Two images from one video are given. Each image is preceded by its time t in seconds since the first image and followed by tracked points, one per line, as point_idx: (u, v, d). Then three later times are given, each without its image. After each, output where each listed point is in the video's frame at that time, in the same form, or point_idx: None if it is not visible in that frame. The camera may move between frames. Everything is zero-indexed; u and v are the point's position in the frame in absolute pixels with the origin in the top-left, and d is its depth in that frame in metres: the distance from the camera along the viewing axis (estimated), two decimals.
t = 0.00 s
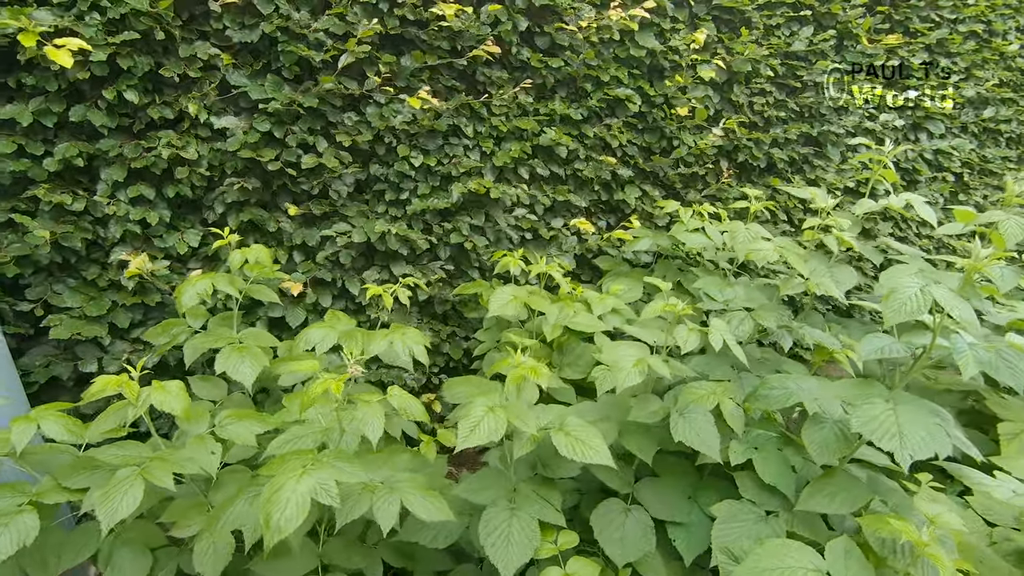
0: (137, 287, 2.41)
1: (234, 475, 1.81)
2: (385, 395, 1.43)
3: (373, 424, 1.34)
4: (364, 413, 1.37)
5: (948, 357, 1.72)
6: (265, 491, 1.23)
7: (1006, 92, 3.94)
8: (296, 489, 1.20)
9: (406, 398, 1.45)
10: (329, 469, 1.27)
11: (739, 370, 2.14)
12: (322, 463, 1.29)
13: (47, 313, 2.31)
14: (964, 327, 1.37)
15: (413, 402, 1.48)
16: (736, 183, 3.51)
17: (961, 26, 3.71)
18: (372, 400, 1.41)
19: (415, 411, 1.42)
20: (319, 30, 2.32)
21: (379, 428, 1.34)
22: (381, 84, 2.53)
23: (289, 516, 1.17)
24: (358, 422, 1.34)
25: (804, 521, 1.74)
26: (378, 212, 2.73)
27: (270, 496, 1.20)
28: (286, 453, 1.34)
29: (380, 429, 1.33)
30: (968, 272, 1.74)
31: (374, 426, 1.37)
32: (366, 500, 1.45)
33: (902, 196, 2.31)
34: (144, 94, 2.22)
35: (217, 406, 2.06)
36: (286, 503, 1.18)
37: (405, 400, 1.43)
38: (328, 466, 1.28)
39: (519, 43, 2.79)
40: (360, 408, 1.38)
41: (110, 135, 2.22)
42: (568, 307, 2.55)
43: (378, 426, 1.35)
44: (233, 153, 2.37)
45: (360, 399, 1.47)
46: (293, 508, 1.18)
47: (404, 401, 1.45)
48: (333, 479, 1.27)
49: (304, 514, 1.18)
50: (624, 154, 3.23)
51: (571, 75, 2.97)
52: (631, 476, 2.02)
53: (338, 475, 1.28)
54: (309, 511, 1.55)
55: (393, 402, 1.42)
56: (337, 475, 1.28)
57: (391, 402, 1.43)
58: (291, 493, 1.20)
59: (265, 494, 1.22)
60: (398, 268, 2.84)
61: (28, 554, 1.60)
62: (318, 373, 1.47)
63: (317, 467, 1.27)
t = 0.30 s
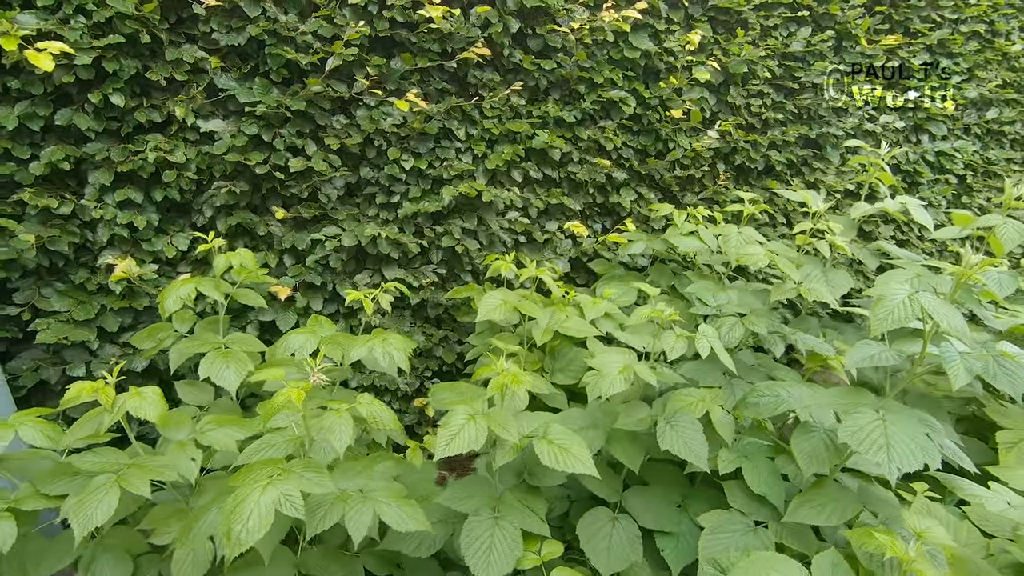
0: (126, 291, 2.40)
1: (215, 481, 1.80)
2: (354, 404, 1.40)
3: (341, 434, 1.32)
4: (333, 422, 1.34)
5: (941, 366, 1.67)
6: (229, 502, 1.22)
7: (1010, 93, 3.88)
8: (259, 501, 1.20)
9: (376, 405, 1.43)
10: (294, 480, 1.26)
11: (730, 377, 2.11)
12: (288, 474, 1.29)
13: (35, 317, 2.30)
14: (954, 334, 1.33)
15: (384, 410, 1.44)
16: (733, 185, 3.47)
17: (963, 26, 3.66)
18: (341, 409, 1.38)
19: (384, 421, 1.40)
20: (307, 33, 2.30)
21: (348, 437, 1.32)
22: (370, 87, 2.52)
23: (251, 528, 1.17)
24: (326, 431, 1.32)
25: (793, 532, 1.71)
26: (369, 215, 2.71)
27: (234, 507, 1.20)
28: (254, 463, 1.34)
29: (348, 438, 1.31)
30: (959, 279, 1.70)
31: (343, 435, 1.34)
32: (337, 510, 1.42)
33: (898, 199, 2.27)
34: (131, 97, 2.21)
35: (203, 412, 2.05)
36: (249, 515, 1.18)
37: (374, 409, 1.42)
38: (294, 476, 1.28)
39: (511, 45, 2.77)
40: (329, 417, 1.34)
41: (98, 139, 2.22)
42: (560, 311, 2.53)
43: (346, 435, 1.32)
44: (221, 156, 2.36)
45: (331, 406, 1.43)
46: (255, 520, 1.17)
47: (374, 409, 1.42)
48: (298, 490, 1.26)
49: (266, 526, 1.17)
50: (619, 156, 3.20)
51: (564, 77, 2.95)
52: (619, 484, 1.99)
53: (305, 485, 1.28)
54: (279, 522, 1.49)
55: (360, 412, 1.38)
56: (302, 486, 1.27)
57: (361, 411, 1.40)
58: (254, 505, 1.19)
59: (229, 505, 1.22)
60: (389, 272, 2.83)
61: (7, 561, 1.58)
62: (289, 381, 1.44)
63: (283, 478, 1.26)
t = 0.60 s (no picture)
0: (117, 291, 2.38)
1: (202, 483, 1.76)
2: (341, 405, 1.35)
3: (327, 436, 1.27)
4: (319, 423, 1.29)
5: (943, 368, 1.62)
6: (211, 505, 1.17)
7: (1016, 91, 3.82)
8: (242, 504, 1.15)
9: (364, 406, 1.36)
10: (279, 482, 1.21)
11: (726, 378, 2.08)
12: (273, 476, 1.24)
13: (24, 317, 2.27)
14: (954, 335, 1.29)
15: (371, 411, 1.39)
16: (733, 185, 3.43)
17: (966, 24, 3.61)
18: (328, 411, 1.33)
19: (373, 422, 1.34)
20: (298, 30, 2.28)
21: (333, 440, 1.27)
22: (363, 84, 2.49)
23: (233, 532, 1.12)
24: (311, 433, 1.27)
25: (790, 538, 1.67)
26: (363, 215, 2.69)
27: (215, 510, 1.15)
28: (238, 465, 1.29)
29: (334, 440, 1.26)
30: (961, 279, 1.65)
31: (329, 437, 1.29)
32: (323, 514, 1.38)
33: (899, 198, 2.22)
34: (121, 95, 2.19)
35: (192, 413, 2.02)
36: (230, 519, 1.13)
37: (362, 410, 1.35)
38: (279, 479, 1.23)
39: (506, 43, 2.74)
40: (315, 419, 1.29)
41: (87, 137, 2.19)
42: (556, 312, 2.49)
43: (333, 437, 1.27)
44: (212, 155, 2.33)
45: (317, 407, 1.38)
46: (237, 524, 1.12)
47: (361, 410, 1.36)
48: (284, 492, 1.21)
49: (248, 531, 1.12)
50: (617, 156, 3.16)
51: (561, 75, 2.91)
52: (615, 487, 1.96)
53: (290, 488, 1.22)
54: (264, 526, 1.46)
55: (347, 413, 1.32)
56: (288, 488, 1.22)
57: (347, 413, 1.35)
58: (237, 508, 1.14)
59: (210, 509, 1.17)
60: (384, 272, 2.80)
61: None
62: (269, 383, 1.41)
63: (267, 480, 1.21)
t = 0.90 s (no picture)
0: (104, 294, 2.33)
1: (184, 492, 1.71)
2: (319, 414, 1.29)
3: (304, 447, 1.21)
4: (295, 434, 1.24)
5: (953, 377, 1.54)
6: (179, 520, 1.12)
7: None
8: (211, 519, 1.10)
9: (342, 415, 1.30)
10: (252, 496, 1.16)
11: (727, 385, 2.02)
12: (247, 489, 1.18)
13: (10, 320, 2.23)
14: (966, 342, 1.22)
15: (350, 420, 1.33)
16: (736, 185, 3.36)
17: (975, 21, 3.53)
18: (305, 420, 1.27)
19: (352, 432, 1.28)
20: (288, 27, 2.23)
21: (310, 451, 1.21)
22: (356, 83, 2.44)
23: (201, 549, 1.07)
24: (286, 444, 1.21)
25: (792, 553, 1.60)
26: (356, 216, 2.63)
27: (183, 525, 1.10)
28: (212, 477, 1.23)
29: (310, 451, 1.20)
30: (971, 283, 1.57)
31: (305, 449, 1.23)
32: (301, 527, 1.32)
33: (907, 198, 2.13)
34: (108, 94, 2.14)
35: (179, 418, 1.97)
36: (199, 535, 1.08)
37: (341, 419, 1.29)
38: (252, 493, 1.17)
39: (502, 41, 2.69)
40: (291, 429, 1.23)
41: (73, 137, 2.15)
42: (553, 315, 2.43)
43: (309, 449, 1.22)
44: (200, 155, 2.29)
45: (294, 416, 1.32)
46: (205, 541, 1.07)
47: (339, 419, 1.30)
48: (256, 507, 1.15)
49: (217, 548, 1.07)
50: (616, 156, 3.10)
51: (559, 74, 2.86)
52: (611, 498, 1.89)
53: (263, 503, 1.17)
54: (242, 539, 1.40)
55: (326, 422, 1.25)
56: (261, 502, 1.17)
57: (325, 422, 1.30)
58: (206, 524, 1.09)
59: (179, 523, 1.12)
60: (378, 274, 2.75)
61: None
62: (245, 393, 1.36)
63: (240, 494, 1.16)
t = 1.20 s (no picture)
0: (101, 292, 2.32)
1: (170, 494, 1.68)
2: (289, 421, 1.27)
3: (271, 454, 1.18)
4: (264, 441, 1.21)
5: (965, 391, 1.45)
6: (142, 529, 1.10)
7: None
8: (174, 529, 1.07)
9: (312, 421, 1.29)
10: (218, 505, 1.13)
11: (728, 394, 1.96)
12: (214, 497, 1.16)
13: (7, 318, 2.24)
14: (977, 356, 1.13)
15: (322, 426, 1.31)
16: (745, 188, 3.27)
17: (998, 18, 3.41)
18: (274, 426, 1.24)
19: (322, 438, 1.25)
20: (285, 24, 2.21)
21: (279, 459, 1.19)
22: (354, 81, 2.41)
23: (161, 560, 1.04)
24: (252, 451, 1.18)
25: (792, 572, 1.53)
26: (354, 216, 2.60)
27: (146, 535, 1.07)
28: (181, 484, 1.21)
29: (277, 458, 1.17)
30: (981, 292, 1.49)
31: (273, 456, 1.20)
32: (274, 536, 1.29)
33: (920, 202, 2.04)
34: (105, 92, 2.14)
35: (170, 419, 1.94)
36: (159, 545, 1.05)
37: (310, 426, 1.28)
38: (219, 501, 1.14)
39: (504, 39, 2.64)
40: (259, 435, 1.21)
41: (70, 135, 2.15)
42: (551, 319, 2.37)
43: (278, 456, 1.18)
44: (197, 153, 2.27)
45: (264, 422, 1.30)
46: (166, 552, 1.05)
47: (309, 427, 1.28)
48: (222, 516, 1.12)
49: (178, 559, 1.04)
50: (622, 156, 3.04)
51: (563, 73, 2.80)
52: (605, 509, 1.83)
53: (230, 511, 1.14)
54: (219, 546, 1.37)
55: (295, 429, 1.24)
56: (227, 511, 1.14)
57: (296, 429, 1.27)
58: (167, 534, 1.06)
59: (142, 533, 1.09)
60: (377, 275, 2.72)
61: None
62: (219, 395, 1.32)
63: (205, 503, 1.13)
